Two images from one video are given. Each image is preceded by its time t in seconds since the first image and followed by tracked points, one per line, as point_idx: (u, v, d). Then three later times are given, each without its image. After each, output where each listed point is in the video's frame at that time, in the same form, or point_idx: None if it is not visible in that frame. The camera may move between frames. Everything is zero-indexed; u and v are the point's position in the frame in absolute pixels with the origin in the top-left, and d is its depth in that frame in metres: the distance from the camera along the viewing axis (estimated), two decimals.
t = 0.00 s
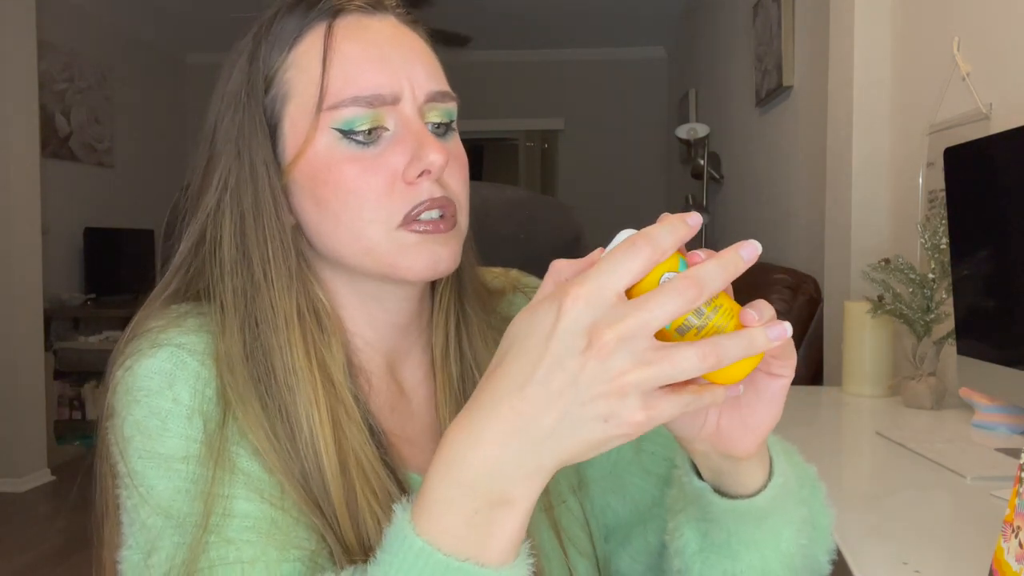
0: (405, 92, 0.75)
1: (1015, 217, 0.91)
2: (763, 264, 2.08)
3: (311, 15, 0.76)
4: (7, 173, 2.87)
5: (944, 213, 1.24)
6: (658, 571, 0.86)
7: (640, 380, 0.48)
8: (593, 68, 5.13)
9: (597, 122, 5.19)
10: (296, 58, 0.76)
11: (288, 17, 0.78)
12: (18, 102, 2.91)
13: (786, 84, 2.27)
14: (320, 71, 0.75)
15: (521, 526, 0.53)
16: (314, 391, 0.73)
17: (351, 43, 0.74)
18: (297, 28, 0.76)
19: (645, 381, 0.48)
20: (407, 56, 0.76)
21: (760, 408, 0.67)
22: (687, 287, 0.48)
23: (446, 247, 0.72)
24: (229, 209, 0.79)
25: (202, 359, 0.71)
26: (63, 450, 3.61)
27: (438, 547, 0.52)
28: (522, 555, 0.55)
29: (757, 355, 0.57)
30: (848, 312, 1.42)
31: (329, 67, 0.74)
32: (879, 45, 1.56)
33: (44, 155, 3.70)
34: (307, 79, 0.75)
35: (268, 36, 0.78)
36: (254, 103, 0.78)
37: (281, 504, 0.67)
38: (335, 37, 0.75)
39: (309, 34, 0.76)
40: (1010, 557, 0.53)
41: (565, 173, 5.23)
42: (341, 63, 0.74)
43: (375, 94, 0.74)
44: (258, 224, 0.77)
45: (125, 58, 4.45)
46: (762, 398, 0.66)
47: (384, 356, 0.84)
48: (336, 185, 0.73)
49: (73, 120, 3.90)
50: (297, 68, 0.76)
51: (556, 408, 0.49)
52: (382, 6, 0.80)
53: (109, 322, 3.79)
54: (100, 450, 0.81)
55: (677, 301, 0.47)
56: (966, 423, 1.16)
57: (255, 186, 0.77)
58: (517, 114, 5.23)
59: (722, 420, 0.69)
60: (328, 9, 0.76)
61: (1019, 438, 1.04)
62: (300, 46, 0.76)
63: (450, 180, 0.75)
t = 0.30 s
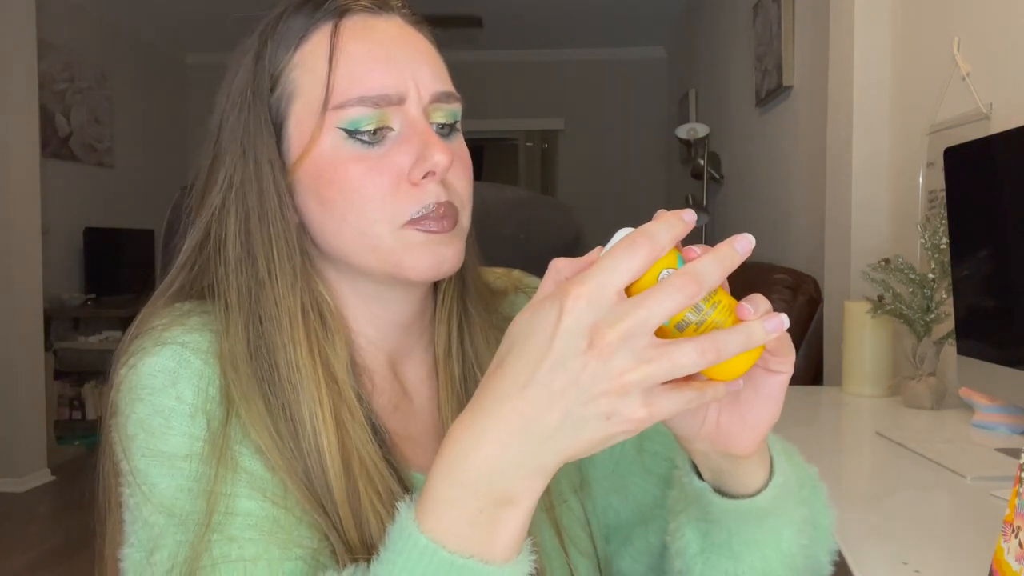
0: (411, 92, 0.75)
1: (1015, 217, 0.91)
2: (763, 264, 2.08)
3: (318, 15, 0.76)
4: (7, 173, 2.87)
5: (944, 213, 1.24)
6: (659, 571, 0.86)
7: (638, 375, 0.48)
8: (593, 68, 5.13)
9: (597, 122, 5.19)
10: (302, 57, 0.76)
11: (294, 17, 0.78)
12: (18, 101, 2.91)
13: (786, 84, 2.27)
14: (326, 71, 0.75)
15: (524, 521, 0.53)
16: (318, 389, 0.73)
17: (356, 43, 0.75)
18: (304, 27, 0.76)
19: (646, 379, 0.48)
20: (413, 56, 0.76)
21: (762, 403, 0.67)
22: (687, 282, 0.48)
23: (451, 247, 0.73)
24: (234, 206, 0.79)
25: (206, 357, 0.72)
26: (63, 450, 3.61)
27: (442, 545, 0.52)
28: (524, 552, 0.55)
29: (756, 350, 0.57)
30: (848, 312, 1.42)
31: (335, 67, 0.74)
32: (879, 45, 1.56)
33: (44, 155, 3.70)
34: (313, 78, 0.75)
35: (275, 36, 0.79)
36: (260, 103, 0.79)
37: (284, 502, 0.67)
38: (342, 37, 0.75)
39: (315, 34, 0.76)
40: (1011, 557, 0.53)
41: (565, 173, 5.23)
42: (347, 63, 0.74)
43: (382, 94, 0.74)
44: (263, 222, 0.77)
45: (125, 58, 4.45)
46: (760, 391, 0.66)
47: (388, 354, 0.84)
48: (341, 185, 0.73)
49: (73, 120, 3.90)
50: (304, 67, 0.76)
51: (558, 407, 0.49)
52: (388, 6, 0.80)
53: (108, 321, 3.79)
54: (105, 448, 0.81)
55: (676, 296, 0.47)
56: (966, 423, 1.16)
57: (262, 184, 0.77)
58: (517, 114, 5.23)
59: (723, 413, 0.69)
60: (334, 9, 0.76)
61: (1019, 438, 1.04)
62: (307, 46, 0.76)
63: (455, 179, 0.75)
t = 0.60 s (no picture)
0: (413, 92, 0.75)
1: (1015, 217, 0.91)
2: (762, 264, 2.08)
3: (321, 14, 0.76)
4: (7, 173, 2.87)
5: (944, 213, 1.24)
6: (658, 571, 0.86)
7: (636, 376, 0.48)
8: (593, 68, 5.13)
9: (597, 122, 5.19)
10: (305, 56, 0.76)
11: (297, 17, 0.78)
12: (18, 101, 2.91)
13: (786, 84, 2.27)
14: (329, 70, 0.75)
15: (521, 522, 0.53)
16: (319, 387, 0.73)
17: (359, 43, 0.75)
18: (306, 27, 0.76)
19: (644, 379, 0.48)
20: (415, 56, 0.76)
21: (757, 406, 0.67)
22: (683, 280, 0.48)
23: (452, 248, 0.73)
24: (236, 204, 0.79)
25: (207, 356, 0.72)
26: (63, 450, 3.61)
27: (439, 547, 0.53)
28: (522, 553, 0.55)
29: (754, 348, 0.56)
30: (848, 312, 1.42)
31: (337, 66, 0.74)
32: (879, 45, 1.56)
33: (44, 155, 3.70)
34: (316, 77, 0.75)
35: (278, 34, 0.79)
36: (263, 102, 0.79)
37: (284, 502, 0.66)
38: (344, 36, 0.75)
39: (318, 33, 0.76)
40: (1010, 557, 0.53)
41: (565, 173, 5.23)
42: (349, 62, 0.74)
43: (383, 94, 0.74)
44: (265, 220, 0.77)
45: (125, 58, 4.45)
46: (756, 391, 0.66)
47: (388, 354, 0.84)
48: (342, 184, 0.73)
49: (73, 120, 3.90)
50: (306, 66, 0.76)
51: (556, 407, 0.49)
52: (390, 6, 0.80)
53: (109, 321, 3.79)
54: (107, 447, 0.81)
55: (672, 294, 0.47)
56: (966, 423, 1.16)
57: (263, 183, 0.77)
58: (518, 114, 5.23)
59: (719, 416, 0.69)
60: (337, 8, 0.76)
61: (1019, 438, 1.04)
62: (310, 45, 0.76)
63: (455, 179, 0.75)
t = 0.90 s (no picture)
0: (414, 92, 0.75)
1: (1015, 217, 0.91)
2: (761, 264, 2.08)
3: (325, 13, 0.76)
4: (8, 172, 2.87)
5: (944, 213, 1.24)
6: None
7: (543, 361, 0.47)
8: (593, 68, 5.14)
9: (597, 122, 5.19)
10: (309, 55, 0.76)
11: (302, 15, 0.78)
12: (19, 101, 2.91)
13: (786, 83, 2.27)
14: (332, 68, 0.75)
15: (497, 527, 0.52)
16: (324, 386, 0.74)
17: (362, 43, 0.75)
18: (310, 25, 0.77)
19: (545, 362, 0.47)
20: (418, 56, 0.76)
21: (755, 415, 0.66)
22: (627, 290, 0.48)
23: (451, 249, 0.73)
24: (240, 201, 0.79)
25: (215, 354, 0.71)
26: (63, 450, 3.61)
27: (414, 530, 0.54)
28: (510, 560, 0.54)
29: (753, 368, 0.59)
30: (848, 312, 1.42)
31: (340, 66, 0.75)
32: (879, 45, 1.56)
33: (44, 155, 3.70)
34: (318, 75, 0.75)
35: (282, 33, 0.79)
36: (266, 99, 0.79)
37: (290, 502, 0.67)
38: (347, 35, 0.75)
39: (321, 32, 0.76)
40: (1010, 557, 0.53)
41: (565, 173, 5.23)
42: (352, 61, 0.75)
43: (385, 93, 0.74)
44: (269, 216, 0.77)
45: (125, 58, 4.45)
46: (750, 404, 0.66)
47: (388, 353, 0.84)
48: (342, 182, 0.73)
49: (73, 120, 3.90)
50: (309, 64, 0.76)
51: (495, 377, 0.50)
52: (394, 6, 0.80)
53: (108, 322, 3.78)
54: (111, 445, 0.80)
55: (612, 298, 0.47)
56: (966, 423, 1.16)
57: (266, 179, 0.77)
58: (518, 114, 5.23)
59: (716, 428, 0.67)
60: (341, 8, 0.76)
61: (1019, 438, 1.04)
62: (313, 44, 0.76)
63: (455, 180, 0.75)
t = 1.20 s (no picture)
0: (383, 89, 0.74)
1: (1015, 218, 0.91)
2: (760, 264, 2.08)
3: (306, 14, 0.77)
4: (8, 171, 2.87)
5: (944, 213, 1.24)
6: None
7: (490, 318, 0.50)
8: (593, 68, 5.14)
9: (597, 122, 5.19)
10: (290, 57, 0.78)
11: (285, 16, 0.78)
12: (20, 101, 2.91)
13: (786, 83, 2.27)
14: (307, 70, 0.76)
15: (457, 491, 0.54)
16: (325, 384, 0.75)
17: (336, 41, 0.74)
18: (294, 25, 0.77)
19: (486, 316, 0.51)
20: (395, 55, 0.75)
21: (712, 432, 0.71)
22: (595, 308, 0.52)
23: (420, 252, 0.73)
24: (235, 206, 0.81)
25: (219, 353, 0.71)
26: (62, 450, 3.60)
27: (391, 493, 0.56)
28: (468, 527, 0.55)
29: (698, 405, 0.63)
30: (848, 312, 1.42)
31: (316, 66, 0.76)
32: (879, 45, 1.56)
33: (44, 155, 3.70)
34: (297, 78, 0.77)
35: (268, 35, 0.80)
36: (254, 105, 0.80)
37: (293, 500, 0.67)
38: (321, 34, 0.75)
39: (300, 33, 0.77)
40: (1011, 557, 0.53)
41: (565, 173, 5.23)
42: (327, 60, 0.75)
43: (352, 93, 0.74)
44: (259, 220, 0.78)
45: (125, 58, 4.45)
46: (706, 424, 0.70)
47: (390, 352, 0.85)
48: (312, 180, 0.75)
49: (73, 120, 3.90)
50: (291, 67, 0.78)
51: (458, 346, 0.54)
52: None
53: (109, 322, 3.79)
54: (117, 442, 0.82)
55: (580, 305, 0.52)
56: (967, 423, 1.16)
57: (252, 187, 0.79)
58: (518, 114, 5.23)
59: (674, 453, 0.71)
60: (323, 7, 0.76)
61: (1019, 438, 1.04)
62: (294, 46, 0.77)
63: (427, 176, 0.74)
